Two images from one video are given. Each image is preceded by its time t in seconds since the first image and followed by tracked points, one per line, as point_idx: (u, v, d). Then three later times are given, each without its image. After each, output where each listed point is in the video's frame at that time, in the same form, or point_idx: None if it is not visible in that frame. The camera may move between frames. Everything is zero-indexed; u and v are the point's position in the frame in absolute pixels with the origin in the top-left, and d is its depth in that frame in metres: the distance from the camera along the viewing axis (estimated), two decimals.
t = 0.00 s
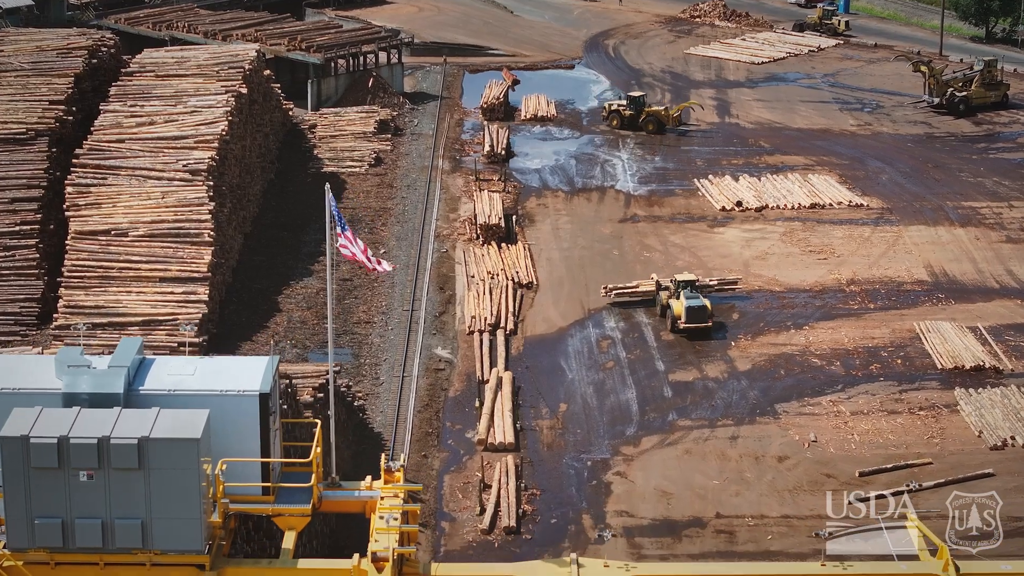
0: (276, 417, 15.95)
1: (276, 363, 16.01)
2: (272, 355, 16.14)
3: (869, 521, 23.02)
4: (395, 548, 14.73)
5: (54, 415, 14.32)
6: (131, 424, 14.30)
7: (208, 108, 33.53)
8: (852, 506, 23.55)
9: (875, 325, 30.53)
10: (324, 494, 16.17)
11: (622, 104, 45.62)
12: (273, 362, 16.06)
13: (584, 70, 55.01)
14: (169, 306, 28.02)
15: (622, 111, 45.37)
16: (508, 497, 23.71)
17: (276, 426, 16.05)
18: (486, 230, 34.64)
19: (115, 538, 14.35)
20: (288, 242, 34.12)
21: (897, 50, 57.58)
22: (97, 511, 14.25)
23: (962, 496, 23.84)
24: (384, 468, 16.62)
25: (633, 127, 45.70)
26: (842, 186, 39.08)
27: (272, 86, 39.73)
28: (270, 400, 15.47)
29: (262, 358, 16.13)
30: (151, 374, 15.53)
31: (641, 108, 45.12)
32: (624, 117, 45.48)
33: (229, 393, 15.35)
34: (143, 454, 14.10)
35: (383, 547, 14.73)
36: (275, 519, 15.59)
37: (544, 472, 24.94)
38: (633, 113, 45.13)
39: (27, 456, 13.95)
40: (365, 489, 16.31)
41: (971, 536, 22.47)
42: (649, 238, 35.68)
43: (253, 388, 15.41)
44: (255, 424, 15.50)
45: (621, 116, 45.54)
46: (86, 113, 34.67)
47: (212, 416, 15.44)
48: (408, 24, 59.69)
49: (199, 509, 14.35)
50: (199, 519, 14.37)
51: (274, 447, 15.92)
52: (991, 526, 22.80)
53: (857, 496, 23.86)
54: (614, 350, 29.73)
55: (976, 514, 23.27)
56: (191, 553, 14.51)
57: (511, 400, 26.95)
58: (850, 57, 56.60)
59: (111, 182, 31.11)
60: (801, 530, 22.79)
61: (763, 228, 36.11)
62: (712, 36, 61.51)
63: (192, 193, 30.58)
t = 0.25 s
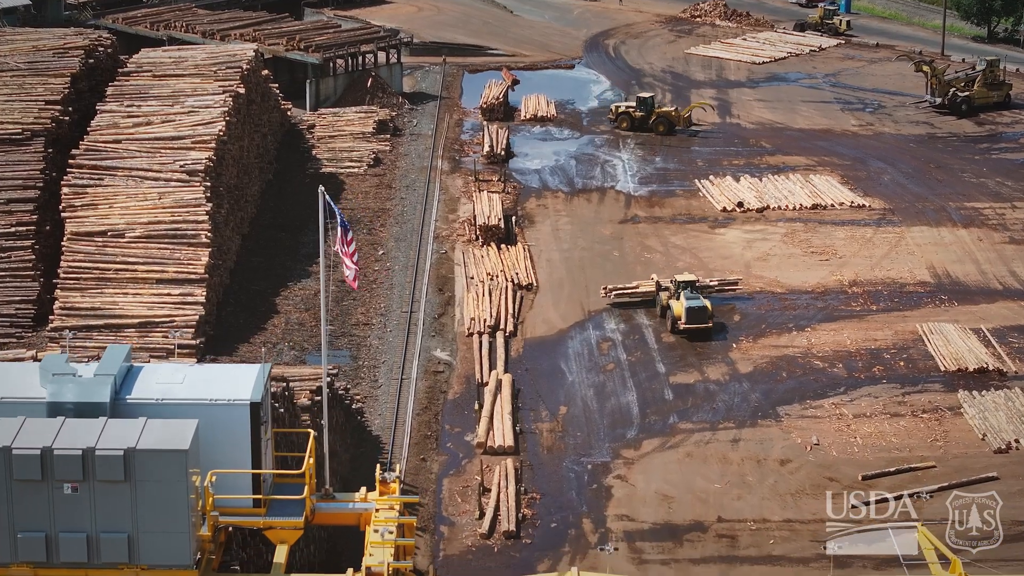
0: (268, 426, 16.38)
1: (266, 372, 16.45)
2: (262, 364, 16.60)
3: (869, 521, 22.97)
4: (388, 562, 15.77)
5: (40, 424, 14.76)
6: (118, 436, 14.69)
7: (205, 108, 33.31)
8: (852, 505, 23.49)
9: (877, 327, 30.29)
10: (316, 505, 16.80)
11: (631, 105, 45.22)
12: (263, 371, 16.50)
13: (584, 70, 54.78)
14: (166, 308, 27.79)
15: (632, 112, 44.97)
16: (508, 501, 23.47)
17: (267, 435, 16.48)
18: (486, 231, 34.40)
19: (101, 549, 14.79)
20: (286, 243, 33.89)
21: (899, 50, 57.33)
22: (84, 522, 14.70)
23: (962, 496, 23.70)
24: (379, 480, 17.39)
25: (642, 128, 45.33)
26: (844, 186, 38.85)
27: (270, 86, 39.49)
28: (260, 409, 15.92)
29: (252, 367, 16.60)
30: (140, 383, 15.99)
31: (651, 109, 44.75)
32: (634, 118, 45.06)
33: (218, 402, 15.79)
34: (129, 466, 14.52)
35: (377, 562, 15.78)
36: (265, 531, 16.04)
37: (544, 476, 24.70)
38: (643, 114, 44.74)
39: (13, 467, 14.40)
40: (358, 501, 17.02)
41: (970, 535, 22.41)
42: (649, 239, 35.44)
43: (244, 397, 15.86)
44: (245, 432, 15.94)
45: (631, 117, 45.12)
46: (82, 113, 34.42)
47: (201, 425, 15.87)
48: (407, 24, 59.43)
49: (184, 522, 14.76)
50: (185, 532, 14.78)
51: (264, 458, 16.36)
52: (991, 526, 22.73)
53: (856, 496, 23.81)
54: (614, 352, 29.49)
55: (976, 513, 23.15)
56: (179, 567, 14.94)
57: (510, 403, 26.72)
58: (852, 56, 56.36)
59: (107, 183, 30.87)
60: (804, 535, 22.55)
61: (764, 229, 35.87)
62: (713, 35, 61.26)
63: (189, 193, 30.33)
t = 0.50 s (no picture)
0: (256, 436, 16.41)
1: (255, 380, 16.46)
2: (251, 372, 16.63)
3: (869, 521, 22.83)
4: None
5: (23, 436, 14.96)
6: (101, 447, 14.88)
7: (202, 108, 33.07)
8: (851, 504, 23.36)
9: (880, 328, 30.04)
10: (308, 518, 16.70)
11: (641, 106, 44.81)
12: (251, 379, 16.51)
13: (583, 70, 54.53)
14: (162, 309, 27.54)
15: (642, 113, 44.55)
16: (507, 505, 23.23)
17: (255, 445, 16.51)
18: (485, 232, 34.16)
19: (83, 560, 15.03)
20: (284, 244, 33.66)
21: (900, 50, 57.09)
22: (66, 534, 14.93)
23: (962, 496, 23.55)
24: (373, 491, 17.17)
25: (651, 129, 44.92)
26: (845, 187, 38.61)
27: (268, 86, 39.25)
28: (249, 418, 15.95)
29: (241, 375, 16.62)
30: (124, 391, 15.96)
31: (661, 110, 44.35)
32: (645, 120, 44.64)
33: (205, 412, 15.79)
34: (112, 477, 14.72)
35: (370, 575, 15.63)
36: (255, 545, 16.02)
37: (543, 479, 24.46)
38: (653, 115, 44.34)
39: None
40: (352, 513, 16.86)
41: (971, 536, 22.29)
42: (649, 240, 35.20)
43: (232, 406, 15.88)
44: (233, 442, 15.95)
45: (641, 118, 44.69)
46: (78, 113, 34.18)
47: (189, 434, 15.87)
48: (406, 23, 59.17)
49: (168, 533, 15.00)
50: (168, 543, 15.02)
51: (252, 468, 16.38)
52: (991, 526, 22.63)
53: (856, 496, 23.67)
54: (614, 354, 29.25)
55: (976, 513, 23.01)
56: None
57: (509, 405, 26.48)
58: (853, 56, 56.11)
59: (103, 184, 30.62)
60: (806, 539, 22.31)
61: (765, 230, 35.62)
62: (713, 35, 61.02)
63: (186, 194, 30.08)
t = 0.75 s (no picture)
0: (244, 445, 16.15)
1: (242, 390, 16.25)
2: (239, 382, 16.43)
3: (869, 521, 22.71)
4: None
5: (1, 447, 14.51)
6: (83, 458, 14.49)
7: (199, 108, 32.85)
8: (852, 505, 23.24)
9: (882, 330, 29.80)
10: (298, 532, 16.49)
11: (651, 107, 44.40)
12: (239, 389, 16.29)
13: (583, 70, 54.27)
14: (158, 311, 27.32)
15: (653, 114, 44.15)
16: (506, 509, 22.97)
17: (243, 456, 16.27)
18: (483, 233, 33.92)
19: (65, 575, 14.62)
20: (282, 245, 33.41)
21: (902, 50, 56.85)
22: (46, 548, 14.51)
23: (963, 496, 23.45)
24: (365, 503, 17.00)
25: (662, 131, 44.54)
26: (847, 188, 38.36)
27: (265, 86, 39.00)
28: (236, 428, 15.73)
29: (229, 385, 16.40)
30: (107, 403, 15.69)
31: (671, 111, 43.98)
32: (656, 121, 44.24)
33: (192, 421, 15.54)
34: (94, 490, 14.30)
35: None
36: (243, 559, 15.82)
37: (543, 483, 24.21)
38: (664, 116, 43.95)
39: None
40: (343, 526, 16.66)
41: (970, 535, 22.21)
42: (650, 241, 34.95)
43: (219, 416, 15.65)
44: (221, 453, 15.72)
45: (652, 120, 44.29)
46: (74, 113, 33.94)
47: (173, 444, 15.63)
48: (405, 23, 58.93)
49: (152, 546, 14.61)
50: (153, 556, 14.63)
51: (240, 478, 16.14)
52: (990, 526, 22.55)
53: (857, 496, 23.55)
54: (614, 356, 29.00)
55: (976, 514, 22.92)
56: None
57: (508, 408, 26.24)
58: (854, 56, 55.87)
59: (99, 184, 30.38)
60: (808, 544, 22.06)
61: (766, 231, 35.38)
62: (714, 35, 60.77)
63: (182, 195, 29.84)
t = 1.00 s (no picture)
0: (229, 456, 15.89)
1: (228, 399, 16.00)
2: (225, 391, 16.18)
3: (869, 521, 22.63)
4: None
5: None
6: (62, 471, 14.13)
7: (196, 108, 32.62)
8: (852, 506, 23.12)
9: (884, 332, 29.54)
10: (287, 545, 16.13)
11: (662, 108, 43.89)
12: (225, 398, 16.04)
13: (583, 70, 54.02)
14: (154, 313, 27.13)
15: (664, 115, 43.64)
16: (504, 513, 22.71)
17: (230, 467, 16.01)
18: (482, 234, 33.68)
19: None
20: (279, 246, 33.17)
21: (903, 50, 56.60)
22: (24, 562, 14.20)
23: (962, 496, 23.31)
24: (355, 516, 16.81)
25: (674, 132, 44.07)
26: (849, 188, 38.11)
27: (263, 86, 38.75)
28: (221, 439, 15.48)
29: (215, 394, 16.15)
30: (88, 412, 15.44)
31: (683, 112, 43.50)
32: (668, 122, 43.74)
33: (175, 432, 15.33)
34: (72, 504, 13.94)
35: None
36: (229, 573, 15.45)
37: (542, 487, 23.96)
38: (676, 117, 43.46)
39: None
40: (333, 540, 16.32)
41: (970, 536, 22.07)
42: (650, 242, 34.70)
43: (204, 427, 15.39)
44: (205, 464, 15.47)
45: (663, 121, 43.79)
46: (70, 113, 33.70)
47: (156, 456, 15.37)
48: (404, 23, 58.68)
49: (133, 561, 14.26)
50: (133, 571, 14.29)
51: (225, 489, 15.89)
52: (991, 526, 22.40)
53: (857, 497, 23.41)
54: (614, 358, 28.75)
55: (976, 513, 22.77)
56: None
57: (507, 411, 25.99)
58: (856, 56, 55.63)
59: (95, 185, 30.13)
60: (810, 549, 21.80)
61: (767, 232, 35.13)
62: (715, 35, 60.52)
63: (179, 196, 29.59)
